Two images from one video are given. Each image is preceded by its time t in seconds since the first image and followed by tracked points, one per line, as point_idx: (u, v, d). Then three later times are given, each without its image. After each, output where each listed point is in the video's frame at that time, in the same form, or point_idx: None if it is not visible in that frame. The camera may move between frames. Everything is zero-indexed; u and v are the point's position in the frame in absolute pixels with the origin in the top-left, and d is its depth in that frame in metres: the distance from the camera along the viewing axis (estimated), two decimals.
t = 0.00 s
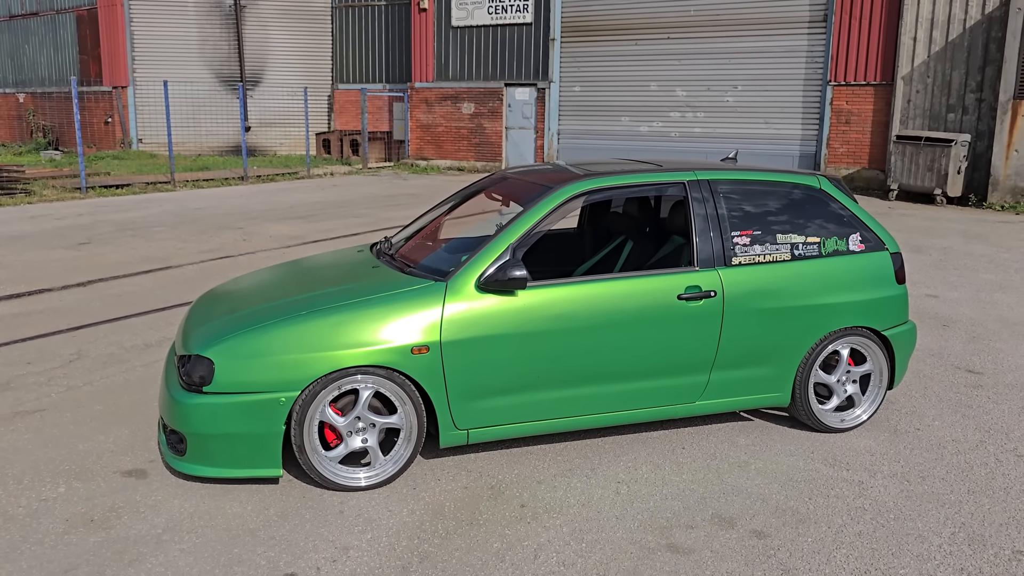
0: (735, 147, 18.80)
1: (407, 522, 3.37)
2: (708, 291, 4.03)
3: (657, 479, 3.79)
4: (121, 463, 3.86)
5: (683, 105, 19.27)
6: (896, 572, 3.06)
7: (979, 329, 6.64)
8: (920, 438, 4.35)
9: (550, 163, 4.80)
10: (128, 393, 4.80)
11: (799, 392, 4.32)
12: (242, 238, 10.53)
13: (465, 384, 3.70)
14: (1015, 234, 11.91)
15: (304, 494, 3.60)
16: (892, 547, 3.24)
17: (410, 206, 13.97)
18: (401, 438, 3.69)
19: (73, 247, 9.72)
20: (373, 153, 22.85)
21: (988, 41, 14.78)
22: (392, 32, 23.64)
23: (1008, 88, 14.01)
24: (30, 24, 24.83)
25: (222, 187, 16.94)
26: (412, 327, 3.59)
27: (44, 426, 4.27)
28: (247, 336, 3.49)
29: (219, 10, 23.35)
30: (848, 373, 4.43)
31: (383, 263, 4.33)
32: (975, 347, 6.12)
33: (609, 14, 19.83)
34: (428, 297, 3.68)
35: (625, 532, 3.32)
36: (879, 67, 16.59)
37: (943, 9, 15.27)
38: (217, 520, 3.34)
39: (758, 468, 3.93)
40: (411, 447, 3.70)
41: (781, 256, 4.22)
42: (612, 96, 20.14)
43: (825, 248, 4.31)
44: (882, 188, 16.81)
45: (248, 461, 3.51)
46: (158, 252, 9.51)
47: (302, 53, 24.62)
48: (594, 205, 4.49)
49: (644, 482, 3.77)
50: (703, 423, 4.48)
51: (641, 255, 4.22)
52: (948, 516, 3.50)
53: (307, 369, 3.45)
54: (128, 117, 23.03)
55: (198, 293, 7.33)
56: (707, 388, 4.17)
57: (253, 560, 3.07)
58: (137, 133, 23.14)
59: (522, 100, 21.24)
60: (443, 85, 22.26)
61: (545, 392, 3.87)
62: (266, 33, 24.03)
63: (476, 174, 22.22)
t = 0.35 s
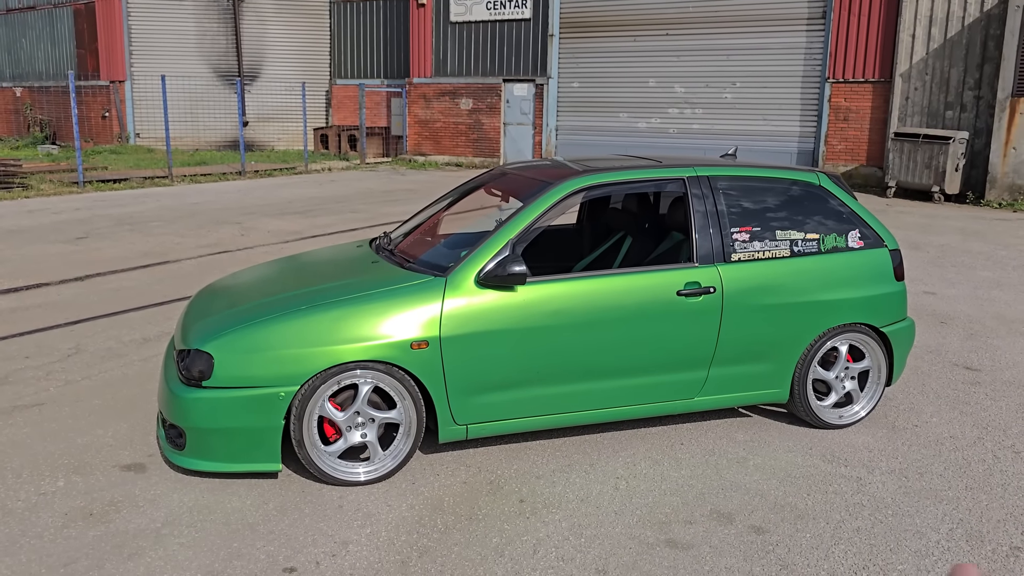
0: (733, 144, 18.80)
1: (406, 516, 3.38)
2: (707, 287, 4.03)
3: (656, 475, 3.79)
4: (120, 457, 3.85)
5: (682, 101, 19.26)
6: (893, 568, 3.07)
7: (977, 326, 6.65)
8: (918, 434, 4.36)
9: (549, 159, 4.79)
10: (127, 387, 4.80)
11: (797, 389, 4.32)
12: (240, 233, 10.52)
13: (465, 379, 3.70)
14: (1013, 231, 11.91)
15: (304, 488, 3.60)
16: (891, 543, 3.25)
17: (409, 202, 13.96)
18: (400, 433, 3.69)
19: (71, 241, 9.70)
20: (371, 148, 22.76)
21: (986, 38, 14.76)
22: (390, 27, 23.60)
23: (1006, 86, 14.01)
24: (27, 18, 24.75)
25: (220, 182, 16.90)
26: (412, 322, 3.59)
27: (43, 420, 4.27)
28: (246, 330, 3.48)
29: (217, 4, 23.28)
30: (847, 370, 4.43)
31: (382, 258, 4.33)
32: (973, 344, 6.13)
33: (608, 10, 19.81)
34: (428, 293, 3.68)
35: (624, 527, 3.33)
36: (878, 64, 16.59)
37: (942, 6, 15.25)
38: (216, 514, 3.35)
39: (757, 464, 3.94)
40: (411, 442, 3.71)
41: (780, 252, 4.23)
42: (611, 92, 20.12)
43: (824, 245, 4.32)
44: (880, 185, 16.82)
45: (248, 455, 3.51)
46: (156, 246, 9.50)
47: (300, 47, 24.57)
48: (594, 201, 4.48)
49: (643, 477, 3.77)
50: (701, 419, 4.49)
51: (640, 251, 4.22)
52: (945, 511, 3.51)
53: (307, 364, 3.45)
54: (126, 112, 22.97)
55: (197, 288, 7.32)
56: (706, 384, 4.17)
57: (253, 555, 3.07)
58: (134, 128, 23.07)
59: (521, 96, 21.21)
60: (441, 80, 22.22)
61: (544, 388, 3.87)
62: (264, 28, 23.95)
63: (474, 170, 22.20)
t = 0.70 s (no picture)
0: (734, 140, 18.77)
1: (406, 512, 3.38)
2: (708, 283, 4.03)
3: (655, 471, 3.80)
4: (120, 453, 3.85)
5: (682, 97, 19.23)
6: (893, 564, 3.07)
7: (977, 322, 6.64)
8: (918, 430, 4.36)
9: (549, 155, 4.78)
10: (127, 382, 4.80)
11: (797, 384, 4.32)
12: (239, 229, 10.51)
13: (465, 375, 3.70)
14: (1013, 228, 11.89)
15: (304, 484, 3.60)
16: (891, 539, 3.25)
17: (409, 198, 13.96)
18: (400, 429, 3.69)
19: (70, 237, 9.69)
20: (371, 145, 22.81)
21: (987, 34, 14.70)
22: (390, 23, 23.56)
23: (1007, 82, 13.98)
24: (26, 14, 24.70)
25: (219, 178, 16.87)
26: (411, 318, 3.59)
27: (43, 416, 4.27)
28: (246, 326, 3.48)
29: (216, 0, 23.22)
30: (846, 366, 4.43)
31: (382, 254, 4.32)
32: (973, 340, 6.13)
33: (608, 6, 19.77)
34: (428, 288, 3.67)
35: (624, 523, 3.33)
36: (878, 60, 16.56)
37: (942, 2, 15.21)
38: (217, 510, 3.35)
39: (756, 460, 3.94)
40: (411, 438, 3.71)
41: (780, 248, 4.22)
42: (611, 88, 20.10)
43: (824, 241, 4.31)
44: (880, 181, 16.79)
45: (248, 451, 3.51)
46: (155, 242, 9.50)
47: (300, 43, 24.53)
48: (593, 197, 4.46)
49: (643, 473, 3.77)
50: (701, 415, 4.49)
51: (640, 247, 4.21)
52: (945, 508, 3.51)
53: (306, 360, 3.45)
54: (125, 108, 22.92)
55: (196, 284, 7.31)
56: (706, 380, 4.17)
57: (253, 550, 3.08)
58: (134, 124, 23.03)
59: (521, 92, 21.18)
60: (441, 76, 22.18)
61: (544, 383, 3.87)
62: (264, 24, 23.88)
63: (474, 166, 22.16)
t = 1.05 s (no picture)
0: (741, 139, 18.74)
1: (415, 511, 3.38)
2: (716, 281, 4.02)
3: (663, 470, 3.79)
4: (129, 452, 3.87)
5: (688, 96, 19.20)
6: (902, 562, 3.06)
7: (986, 321, 6.61)
8: (927, 429, 4.35)
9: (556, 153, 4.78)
10: (135, 381, 4.82)
11: (806, 383, 4.31)
12: (247, 228, 10.53)
13: (473, 374, 3.71)
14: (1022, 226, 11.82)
15: (313, 483, 3.61)
16: (899, 537, 3.24)
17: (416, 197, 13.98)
18: (408, 427, 3.70)
19: (78, 237, 9.73)
20: (377, 143, 22.91)
21: (995, 32, 14.59)
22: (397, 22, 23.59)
23: (1015, 79, 13.89)
24: (33, 14, 24.80)
25: (227, 178, 16.92)
26: (419, 316, 3.59)
27: (52, 415, 4.29)
28: (255, 325, 3.49)
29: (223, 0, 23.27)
30: (855, 364, 4.41)
31: (390, 253, 4.33)
32: (981, 339, 6.10)
33: (615, 4, 19.75)
34: (435, 287, 3.68)
35: (632, 521, 3.33)
36: (886, 58, 16.50)
37: None
38: (226, 508, 3.36)
39: (764, 458, 3.93)
40: (419, 437, 3.71)
41: (788, 246, 4.21)
42: (617, 87, 20.09)
43: (832, 239, 4.30)
44: (888, 179, 16.72)
45: (257, 449, 3.52)
46: (162, 242, 9.54)
47: (307, 42, 24.59)
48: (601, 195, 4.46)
49: (651, 472, 3.77)
50: (709, 414, 4.48)
51: (648, 246, 4.20)
52: (955, 506, 3.50)
53: (315, 358, 3.46)
54: (133, 108, 23.00)
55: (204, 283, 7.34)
56: (714, 379, 4.16)
57: (262, 548, 3.09)
58: (142, 124, 23.11)
59: (527, 91, 21.18)
60: (448, 75, 22.20)
61: (552, 382, 3.87)
62: (271, 24, 23.94)
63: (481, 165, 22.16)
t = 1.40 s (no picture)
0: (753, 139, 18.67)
1: (428, 511, 3.39)
2: (729, 282, 4.01)
3: (676, 470, 3.79)
4: (144, 452, 3.90)
5: (700, 96, 19.15)
6: (917, 564, 3.04)
7: (1001, 321, 6.56)
8: (942, 430, 4.32)
9: (568, 154, 4.78)
10: (149, 382, 4.86)
11: (820, 384, 4.30)
12: (260, 229, 10.58)
13: (486, 375, 3.71)
14: None
15: (326, 483, 3.62)
16: (914, 539, 3.22)
17: (428, 198, 14.03)
18: (421, 428, 3.71)
19: (93, 238, 9.80)
20: (388, 145, 23.08)
21: (1010, 31, 14.47)
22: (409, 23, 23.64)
23: None
24: (48, 17, 25.01)
25: (239, 179, 16.99)
26: (432, 317, 3.60)
27: (68, 415, 4.33)
28: (269, 326, 3.51)
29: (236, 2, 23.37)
30: (869, 365, 4.39)
31: (402, 254, 4.34)
32: (996, 339, 6.06)
33: (626, 5, 19.72)
34: (449, 288, 3.68)
35: (645, 523, 3.32)
36: (899, 58, 16.40)
37: None
38: (241, 508, 3.38)
39: (778, 460, 3.92)
40: (432, 438, 3.72)
41: (802, 247, 4.19)
42: (628, 88, 20.07)
43: (846, 240, 4.28)
44: (901, 180, 16.63)
45: (271, 450, 3.54)
46: (176, 243, 9.60)
47: (319, 44, 24.68)
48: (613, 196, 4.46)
49: (664, 473, 3.77)
50: (721, 415, 4.47)
51: (660, 247, 4.19)
52: (970, 508, 3.47)
53: (329, 359, 3.47)
54: (146, 109, 23.14)
55: (218, 284, 7.38)
56: (727, 380, 4.15)
57: (277, 548, 3.10)
58: (154, 126, 23.26)
59: (538, 92, 21.18)
60: (459, 76, 22.22)
61: (566, 382, 3.87)
62: (283, 26, 24.05)
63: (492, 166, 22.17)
